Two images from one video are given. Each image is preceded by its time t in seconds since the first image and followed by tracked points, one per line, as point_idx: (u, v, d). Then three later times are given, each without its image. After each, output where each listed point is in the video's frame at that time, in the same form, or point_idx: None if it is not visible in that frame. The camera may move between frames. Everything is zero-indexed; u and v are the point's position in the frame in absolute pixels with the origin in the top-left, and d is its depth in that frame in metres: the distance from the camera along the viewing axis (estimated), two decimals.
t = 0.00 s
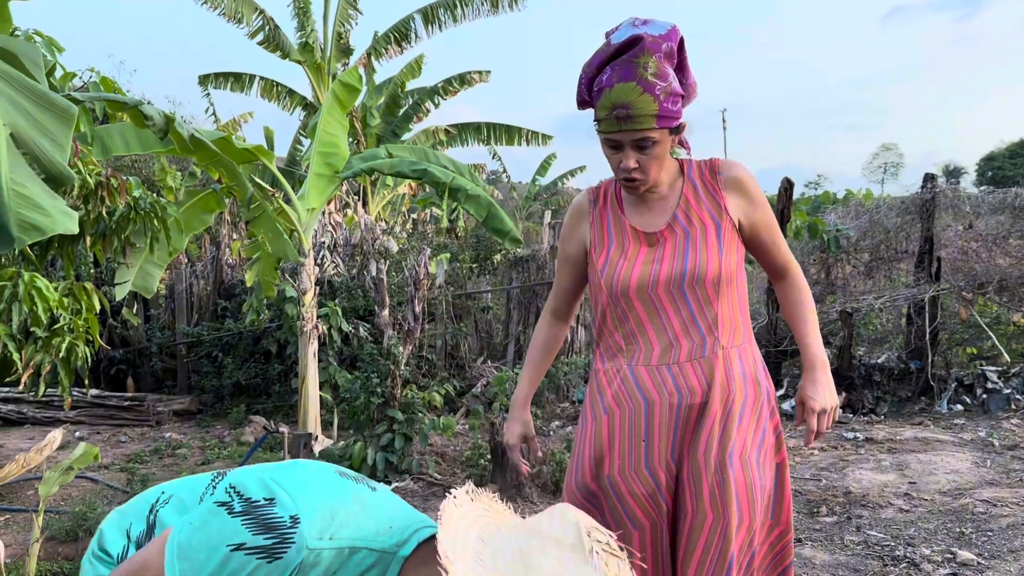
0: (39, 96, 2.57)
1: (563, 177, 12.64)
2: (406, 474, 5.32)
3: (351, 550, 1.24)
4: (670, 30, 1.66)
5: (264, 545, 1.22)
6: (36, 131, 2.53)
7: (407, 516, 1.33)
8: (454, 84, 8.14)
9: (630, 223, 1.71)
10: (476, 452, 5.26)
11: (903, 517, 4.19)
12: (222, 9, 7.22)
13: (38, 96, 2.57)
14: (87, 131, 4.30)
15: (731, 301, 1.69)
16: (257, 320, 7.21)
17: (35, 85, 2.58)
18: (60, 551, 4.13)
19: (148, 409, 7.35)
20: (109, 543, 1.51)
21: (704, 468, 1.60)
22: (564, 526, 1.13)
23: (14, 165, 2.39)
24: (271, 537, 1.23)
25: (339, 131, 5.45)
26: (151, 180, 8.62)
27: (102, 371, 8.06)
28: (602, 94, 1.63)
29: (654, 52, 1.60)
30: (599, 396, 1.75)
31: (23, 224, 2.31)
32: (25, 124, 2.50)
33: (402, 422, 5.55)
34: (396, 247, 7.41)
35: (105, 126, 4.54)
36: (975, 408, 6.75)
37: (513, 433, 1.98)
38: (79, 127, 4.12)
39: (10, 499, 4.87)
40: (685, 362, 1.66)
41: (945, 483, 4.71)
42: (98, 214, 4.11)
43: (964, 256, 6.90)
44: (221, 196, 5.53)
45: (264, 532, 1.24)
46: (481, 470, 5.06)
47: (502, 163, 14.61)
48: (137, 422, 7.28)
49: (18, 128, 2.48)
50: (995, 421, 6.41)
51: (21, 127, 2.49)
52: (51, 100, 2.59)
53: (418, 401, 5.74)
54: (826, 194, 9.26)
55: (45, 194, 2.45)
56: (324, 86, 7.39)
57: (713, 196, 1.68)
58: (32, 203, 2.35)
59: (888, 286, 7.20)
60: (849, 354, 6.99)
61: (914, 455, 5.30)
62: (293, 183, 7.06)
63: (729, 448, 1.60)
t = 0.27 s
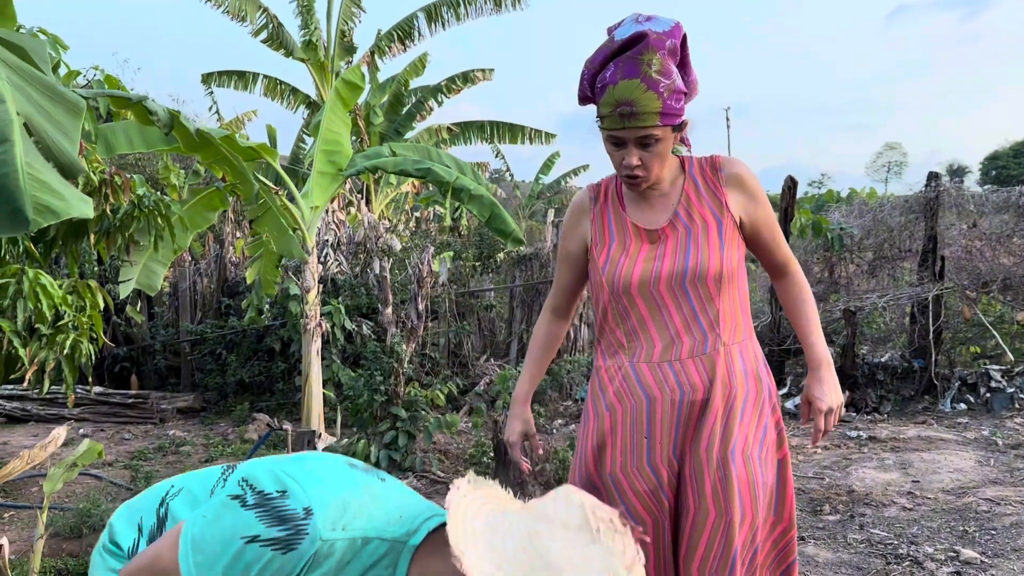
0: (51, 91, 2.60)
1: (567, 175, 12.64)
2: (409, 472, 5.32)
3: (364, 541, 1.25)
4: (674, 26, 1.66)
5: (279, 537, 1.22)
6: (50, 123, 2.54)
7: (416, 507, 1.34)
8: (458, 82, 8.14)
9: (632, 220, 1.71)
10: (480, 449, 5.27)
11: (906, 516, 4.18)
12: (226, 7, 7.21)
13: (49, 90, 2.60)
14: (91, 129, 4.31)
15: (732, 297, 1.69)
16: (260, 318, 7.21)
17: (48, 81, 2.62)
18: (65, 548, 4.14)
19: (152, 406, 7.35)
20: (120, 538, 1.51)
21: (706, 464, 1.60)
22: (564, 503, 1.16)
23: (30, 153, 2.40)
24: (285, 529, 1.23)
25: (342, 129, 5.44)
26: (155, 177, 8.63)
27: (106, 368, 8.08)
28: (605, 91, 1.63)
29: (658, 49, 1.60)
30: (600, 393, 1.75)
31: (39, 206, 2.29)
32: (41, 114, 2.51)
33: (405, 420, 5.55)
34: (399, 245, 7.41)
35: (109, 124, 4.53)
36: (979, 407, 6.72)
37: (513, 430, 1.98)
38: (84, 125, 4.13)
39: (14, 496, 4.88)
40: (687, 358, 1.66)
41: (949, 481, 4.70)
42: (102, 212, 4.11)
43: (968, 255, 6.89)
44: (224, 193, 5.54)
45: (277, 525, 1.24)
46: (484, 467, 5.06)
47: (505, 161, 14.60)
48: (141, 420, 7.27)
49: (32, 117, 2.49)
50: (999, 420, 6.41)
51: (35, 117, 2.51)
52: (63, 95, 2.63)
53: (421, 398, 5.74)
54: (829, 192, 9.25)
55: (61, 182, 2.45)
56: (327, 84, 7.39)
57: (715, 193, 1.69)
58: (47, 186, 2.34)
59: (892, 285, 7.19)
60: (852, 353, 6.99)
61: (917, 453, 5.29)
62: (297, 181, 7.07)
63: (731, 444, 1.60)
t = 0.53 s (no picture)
0: (51, 78, 2.62)
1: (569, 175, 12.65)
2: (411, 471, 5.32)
3: (388, 436, 1.09)
4: (676, 27, 1.68)
5: (307, 457, 1.03)
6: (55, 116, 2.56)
7: (416, 395, 1.19)
8: (460, 82, 8.15)
9: (632, 220, 1.71)
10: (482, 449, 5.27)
11: (908, 516, 4.18)
12: (229, 6, 7.21)
13: (49, 79, 2.61)
14: (95, 129, 4.33)
15: (733, 296, 1.70)
16: (262, 317, 7.22)
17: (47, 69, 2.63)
18: (67, 546, 4.15)
19: (154, 406, 7.35)
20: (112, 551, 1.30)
21: (708, 462, 1.61)
22: (551, 356, 1.06)
23: (33, 140, 2.40)
24: (310, 447, 1.04)
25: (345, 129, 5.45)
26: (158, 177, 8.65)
27: (109, 367, 8.10)
28: (609, 90, 1.64)
29: (662, 50, 1.61)
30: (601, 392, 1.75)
31: (43, 193, 2.29)
32: (45, 107, 2.53)
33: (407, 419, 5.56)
34: (402, 245, 7.43)
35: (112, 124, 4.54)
36: (981, 408, 6.76)
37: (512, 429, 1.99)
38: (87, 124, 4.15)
39: (17, 495, 4.89)
40: (688, 357, 1.67)
41: (950, 481, 4.70)
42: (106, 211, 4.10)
43: (971, 256, 6.89)
44: (227, 193, 5.54)
45: (300, 447, 1.03)
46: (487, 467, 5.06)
47: (507, 161, 14.62)
48: (143, 419, 7.29)
49: (32, 104, 2.50)
50: (1001, 421, 6.41)
51: (37, 107, 2.51)
52: (64, 81, 2.64)
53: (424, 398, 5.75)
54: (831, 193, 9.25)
55: (67, 169, 2.44)
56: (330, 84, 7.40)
57: (715, 192, 1.69)
58: (50, 173, 2.33)
59: (894, 286, 7.19)
60: (855, 353, 6.98)
61: (919, 454, 5.30)
62: (299, 181, 7.09)
63: (734, 442, 1.61)
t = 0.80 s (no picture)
0: (49, 87, 2.64)
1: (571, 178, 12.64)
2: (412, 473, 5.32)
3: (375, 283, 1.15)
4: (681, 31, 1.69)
5: (303, 307, 1.08)
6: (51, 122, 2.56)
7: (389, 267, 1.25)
8: (463, 85, 8.16)
9: (632, 222, 1.70)
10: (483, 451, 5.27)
11: (910, 520, 4.18)
12: (232, 9, 7.24)
13: (47, 88, 2.64)
14: (97, 131, 4.33)
15: (733, 298, 1.70)
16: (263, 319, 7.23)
17: (46, 77, 2.66)
18: (68, 548, 4.15)
19: (155, 408, 7.32)
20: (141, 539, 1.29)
21: (709, 465, 1.61)
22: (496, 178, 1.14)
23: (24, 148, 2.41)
24: (304, 300, 1.09)
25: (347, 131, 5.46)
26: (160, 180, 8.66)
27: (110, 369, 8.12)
28: (613, 94, 1.65)
29: (668, 55, 1.63)
30: (601, 395, 1.74)
31: (30, 200, 2.29)
32: (41, 116, 2.54)
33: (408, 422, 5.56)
34: (404, 248, 7.43)
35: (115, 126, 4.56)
36: (983, 411, 6.78)
37: (510, 433, 2.00)
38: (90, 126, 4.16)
39: (19, 496, 4.89)
40: (688, 360, 1.66)
41: (952, 485, 4.69)
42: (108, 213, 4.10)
43: (973, 259, 6.89)
44: (229, 195, 5.54)
45: (295, 303, 1.08)
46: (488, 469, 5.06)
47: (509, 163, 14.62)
48: (144, 421, 7.29)
49: (26, 111, 2.51)
50: (1003, 424, 6.40)
51: (32, 113, 2.53)
52: (62, 91, 2.65)
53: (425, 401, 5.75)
54: (834, 196, 9.25)
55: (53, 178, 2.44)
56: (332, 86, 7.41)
57: (714, 194, 1.69)
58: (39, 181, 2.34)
59: (896, 289, 7.18)
60: (856, 356, 6.97)
61: (921, 457, 5.29)
62: (301, 183, 7.09)
63: (735, 446, 1.61)
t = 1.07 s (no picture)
0: (43, 100, 2.62)
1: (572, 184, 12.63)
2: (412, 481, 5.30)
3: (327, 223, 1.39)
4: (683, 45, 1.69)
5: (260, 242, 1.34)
6: (43, 140, 2.59)
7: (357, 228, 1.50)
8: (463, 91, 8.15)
9: (631, 235, 1.70)
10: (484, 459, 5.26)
11: (912, 529, 4.16)
12: (233, 16, 7.26)
13: (43, 100, 2.63)
14: (98, 138, 4.34)
15: (732, 309, 1.69)
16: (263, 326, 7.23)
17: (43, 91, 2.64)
18: (67, 555, 4.15)
19: (155, 414, 7.34)
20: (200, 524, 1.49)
21: (710, 478, 1.60)
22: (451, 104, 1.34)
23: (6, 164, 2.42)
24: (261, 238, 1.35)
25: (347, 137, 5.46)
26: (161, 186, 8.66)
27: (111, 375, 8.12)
28: (615, 108, 1.64)
29: (670, 71, 1.62)
30: (600, 407, 1.73)
31: (5, 217, 2.31)
32: (30, 131, 2.55)
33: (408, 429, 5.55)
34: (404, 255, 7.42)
35: (116, 133, 4.55)
36: (985, 418, 6.76)
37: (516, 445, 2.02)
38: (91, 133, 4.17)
39: (19, 503, 4.89)
40: (688, 372, 1.66)
41: (954, 494, 4.68)
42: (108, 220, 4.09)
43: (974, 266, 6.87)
44: (229, 201, 5.51)
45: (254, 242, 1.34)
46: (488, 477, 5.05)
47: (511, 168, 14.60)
48: (144, 428, 7.30)
49: (15, 126, 2.52)
50: (1005, 432, 6.38)
51: (21, 127, 2.54)
52: (56, 105, 2.64)
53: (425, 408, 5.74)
54: (835, 202, 9.24)
55: (34, 194, 2.45)
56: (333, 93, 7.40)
57: (711, 205, 1.69)
58: (17, 197, 2.35)
59: (897, 296, 7.17)
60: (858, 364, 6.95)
61: (922, 465, 5.28)
62: (302, 190, 7.09)
63: (735, 458, 1.60)
